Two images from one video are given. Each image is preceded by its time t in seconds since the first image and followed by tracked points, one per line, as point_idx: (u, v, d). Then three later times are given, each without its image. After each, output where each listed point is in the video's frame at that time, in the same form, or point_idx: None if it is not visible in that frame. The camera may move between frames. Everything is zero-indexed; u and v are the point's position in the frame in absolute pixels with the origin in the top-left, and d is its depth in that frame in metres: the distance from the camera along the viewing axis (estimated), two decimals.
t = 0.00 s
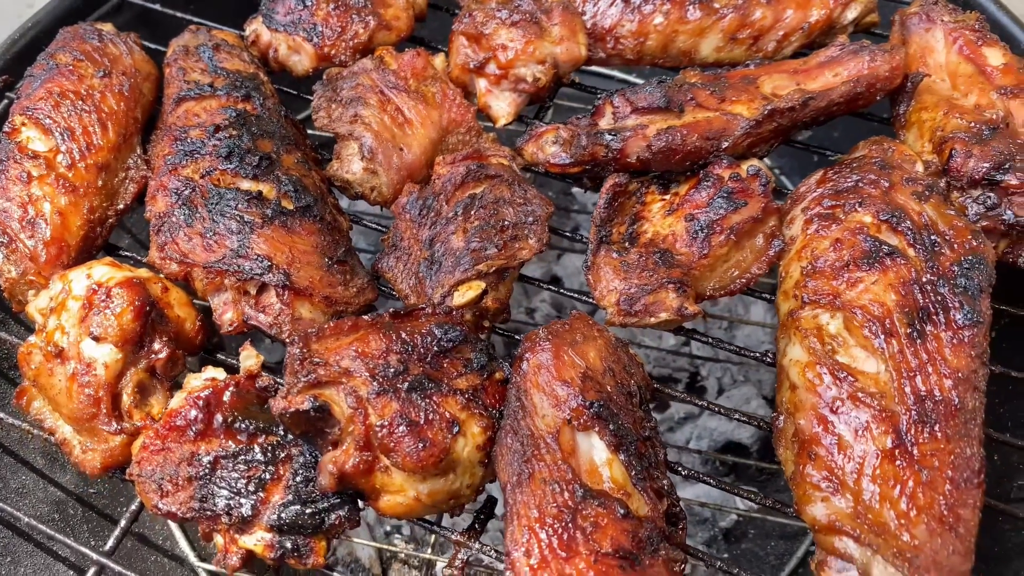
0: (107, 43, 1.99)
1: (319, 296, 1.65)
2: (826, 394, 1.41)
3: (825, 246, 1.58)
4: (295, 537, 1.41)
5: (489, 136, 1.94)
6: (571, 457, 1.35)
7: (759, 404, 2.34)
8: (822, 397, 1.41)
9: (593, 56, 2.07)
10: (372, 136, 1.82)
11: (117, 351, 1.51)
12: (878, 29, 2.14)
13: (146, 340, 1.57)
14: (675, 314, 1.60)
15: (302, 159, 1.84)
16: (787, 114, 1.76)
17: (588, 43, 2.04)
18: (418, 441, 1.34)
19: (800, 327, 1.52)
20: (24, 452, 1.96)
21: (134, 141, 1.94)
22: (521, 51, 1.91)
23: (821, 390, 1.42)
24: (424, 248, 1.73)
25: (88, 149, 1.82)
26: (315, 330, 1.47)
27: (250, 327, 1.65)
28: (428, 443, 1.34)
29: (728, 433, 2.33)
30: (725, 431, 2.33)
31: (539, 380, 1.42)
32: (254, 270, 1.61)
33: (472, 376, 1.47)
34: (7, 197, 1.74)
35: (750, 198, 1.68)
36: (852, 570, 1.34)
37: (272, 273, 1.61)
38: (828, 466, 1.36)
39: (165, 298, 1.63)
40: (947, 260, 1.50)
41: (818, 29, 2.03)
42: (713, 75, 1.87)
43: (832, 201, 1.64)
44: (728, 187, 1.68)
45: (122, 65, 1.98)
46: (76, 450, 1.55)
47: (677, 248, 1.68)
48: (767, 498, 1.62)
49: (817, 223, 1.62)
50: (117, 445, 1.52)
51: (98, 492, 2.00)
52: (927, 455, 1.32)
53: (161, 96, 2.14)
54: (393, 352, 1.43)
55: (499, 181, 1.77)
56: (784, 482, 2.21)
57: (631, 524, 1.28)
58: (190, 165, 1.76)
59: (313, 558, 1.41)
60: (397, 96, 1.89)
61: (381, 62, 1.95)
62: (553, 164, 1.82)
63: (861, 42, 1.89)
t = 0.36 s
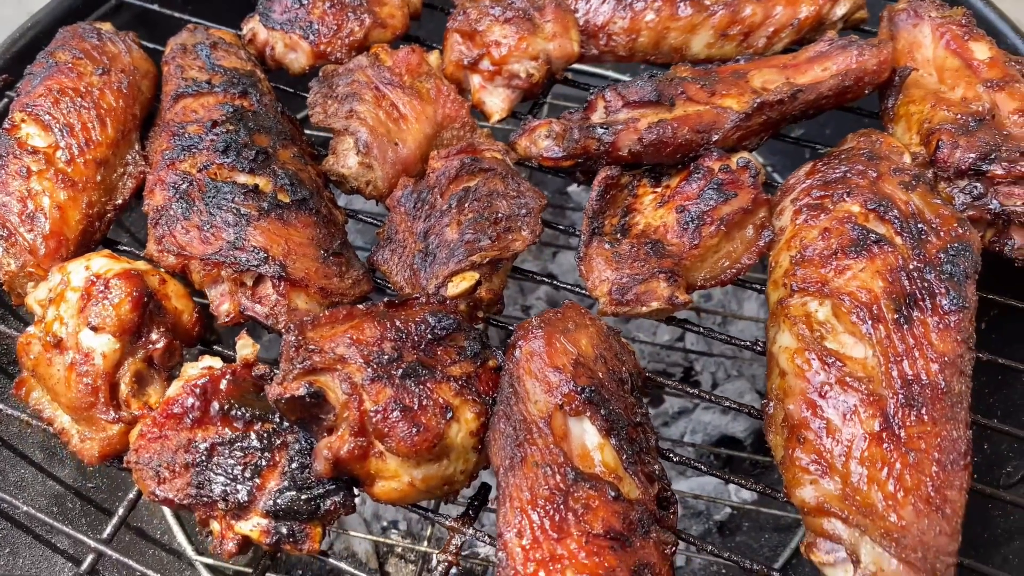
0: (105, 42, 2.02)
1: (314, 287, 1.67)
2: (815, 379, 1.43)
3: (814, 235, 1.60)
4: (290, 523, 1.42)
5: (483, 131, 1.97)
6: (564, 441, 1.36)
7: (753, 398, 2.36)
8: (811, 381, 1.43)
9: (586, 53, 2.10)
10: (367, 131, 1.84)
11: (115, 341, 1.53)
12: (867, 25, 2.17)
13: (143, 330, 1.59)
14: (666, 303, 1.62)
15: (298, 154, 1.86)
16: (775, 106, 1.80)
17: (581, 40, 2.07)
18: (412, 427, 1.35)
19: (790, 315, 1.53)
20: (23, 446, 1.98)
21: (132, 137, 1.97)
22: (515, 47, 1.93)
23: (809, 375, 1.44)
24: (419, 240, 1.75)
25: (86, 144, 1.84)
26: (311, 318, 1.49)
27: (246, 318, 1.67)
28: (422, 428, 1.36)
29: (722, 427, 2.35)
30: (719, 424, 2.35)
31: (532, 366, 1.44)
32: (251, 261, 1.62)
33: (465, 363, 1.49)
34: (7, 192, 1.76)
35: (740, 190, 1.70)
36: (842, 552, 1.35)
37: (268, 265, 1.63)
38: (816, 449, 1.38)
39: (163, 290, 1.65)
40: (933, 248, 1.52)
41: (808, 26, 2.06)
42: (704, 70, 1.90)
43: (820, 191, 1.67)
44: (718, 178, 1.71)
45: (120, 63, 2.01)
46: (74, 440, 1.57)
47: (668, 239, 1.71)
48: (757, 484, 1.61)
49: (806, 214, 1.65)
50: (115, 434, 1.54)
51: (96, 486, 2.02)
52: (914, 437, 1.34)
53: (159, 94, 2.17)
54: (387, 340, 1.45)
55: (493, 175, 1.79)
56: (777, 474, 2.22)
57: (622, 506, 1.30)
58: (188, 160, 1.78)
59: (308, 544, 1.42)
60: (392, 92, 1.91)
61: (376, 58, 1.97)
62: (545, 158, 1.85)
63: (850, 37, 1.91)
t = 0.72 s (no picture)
0: (109, 42, 2.05)
1: (315, 279, 1.70)
2: (806, 365, 1.46)
3: (805, 227, 1.63)
4: (292, 509, 1.45)
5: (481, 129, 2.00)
6: (560, 426, 1.39)
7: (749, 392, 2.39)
8: (802, 368, 1.46)
9: (582, 52, 2.13)
10: (367, 128, 1.87)
11: (120, 332, 1.56)
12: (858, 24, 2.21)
13: (147, 322, 1.62)
14: (661, 294, 1.65)
15: (299, 150, 1.90)
16: (767, 102, 1.83)
17: (577, 39, 2.10)
18: (412, 412, 1.38)
19: (782, 304, 1.56)
20: (27, 440, 2.00)
21: (136, 135, 2.00)
22: (512, 46, 1.97)
23: (801, 361, 1.47)
24: (418, 234, 1.78)
25: (91, 142, 1.87)
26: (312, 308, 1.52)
27: (249, 310, 1.70)
28: (421, 414, 1.39)
29: (718, 422, 2.38)
30: (715, 419, 2.37)
31: (529, 354, 1.47)
32: (253, 254, 1.65)
33: (464, 352, 1.52)
34: (13, 188, 1.79)
35: (733, 183, 1.73)
36: (833, 532, 1.36)
37: (270, 258, 1.65)
38: (808, 433, 1.41)
39: (167, 283, 1.68)
40: (922, 237, 1.55)
41: (799, 25, 2.10)
42: (697, 67, 1.93)
43: (812, 183, 1.70)
44: (712, 172, 1.74)
45: (124, 62, 2.04)
46: (80, 429, 1.60)
47: (663, 232, 1.74)
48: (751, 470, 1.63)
49: (797, 206, 1.68)
50: (120, 423, 1.57)
51: (100, 480, 2.04)
52: (903, 421, 1.37)
53: (162, 93, 2.20)
54: (387, 329, 1.47)
55: (491, 170, 1.83)
56: (772, 468, 2.25)
57: (618, 489, 1.32)
58: (191, 156, 1.81)
59: (310, 530, 1.45)
60: (391, 90, 1.94)
61: (376, 58, 2.01)
62: (542, 154, 1.88)
63: (840, 35, 1.95)
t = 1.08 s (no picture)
0: (113, 38, 2.08)
1: (316, 266, 1.72)
2: (798, 344, 1.48)
3: (796, 212, 1.66)
4: (294, 488, 1.47)
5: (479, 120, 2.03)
6: (557, 404, 1.42)
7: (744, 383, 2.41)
8: (794, 347, 1.49)
9: (578, 46, 2.16)
10: (366, 119, 1.90)
11: (124, 317, 1.59)
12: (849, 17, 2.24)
13: (151, 308, 1.65)
14: (655, 278, 1.69)
15: (300, 141, 1.93)
16: (760, 91, 1.86)
17: (572, 34, 2.14)
18: (412, 391, 1.41)
19: (774, 287, 1.59)
20: (31, 430, 2.03)
21: (139, 128, 2.04)
22: (508, 39, 2.00)
23: (793, 341, 1.49)
24: (417, 222, 1.81)
25: (95, 134, 1.90)
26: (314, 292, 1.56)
27: (251, 297, 1.73)
28: (421, 392, 1.41)
29: (714, 412, 2.40)
30: (711, 409, 2.40)
31: (526, 336, 1.50)
32: (255, 241, 1.68)
33: (462, 334, 1.54)
34: (18, 179, 1.82)
35: (726, 170, 1.77)
36: (825, 507, 1.39)
37: (271, 245, 1.68)
38: (800, 411, 1.43)
39: (170, 271, 1.71)
40: (911, 220, 1.58)
41: (791, 18, 2.13)
42: (690, 59, 1.96)
43: (803, 170, 1.73)
44: (705, 160, 1.78)
45: (127, 57, 2.07)
46: (85, 413, 1.63)
47: (657, 219, 1.77)
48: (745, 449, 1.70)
49: (789, 192, 1.71)
50: (124, 406, 1.61)
51: (103, 470, 2.05)
52: (893, 397, 1.40)
53: (164, 88, 2.23)
54: (387, 311, 1.50)
55: (488, 160, 1.86)
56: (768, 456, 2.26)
57: (613, 464, 1.35)
58: (193, 147, 1.85)
59: (311, 509, 1.47)
60: (390, 82, 1.98)
61: (375, 51, 2.04)
62: (538, 144, 1.92)
63: (831, 27, 1.98)
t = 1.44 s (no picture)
0: (110, 33, 2.10)
1: (311, 255, 1.73)
2: (788, 328, 1.50)
3: (786, 199, 1.68)
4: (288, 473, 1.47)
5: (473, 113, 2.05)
6: (549, 387, 1.45)
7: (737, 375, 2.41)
8: (784, 331, 1.50)
9: (571, 41, 2.18)
10: (361, 111, 1.92)
11: (121, 305, 1.60)
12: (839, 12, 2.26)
13: (147, 296, 1.66)
14: (647, 265, 1.70)
15: (296, 134, 1.95)
16: (749, 82, 1.89)
17: (565, 28, 2.15)
18: (405, 374, 1.42)
19: (765, 272, 1.61)
20: (28, 422, 2.04)
21: (136, 122, 2.05)
22: (502, 33, 2.02)
23: (783, 325, 1.51)
24: (411, 212, 1.82)
25: (92, 127, 1.92)
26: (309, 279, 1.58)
27: (246, 286, 1.75)
28: (414, 375, 1.43)
29: (708, 404, 2.39)
30: (705, 401, 2.39)
31: (519, 321, 1.52)
32: (250, 230, 1.69)
33: (456, 320, 1.56)
34: (15, 170, 1.84)
35: (717, 159, 1.78)
36: (816, 486, 1.40)
37: (266, 234, 1.69)
38: (790, 392, 1.45)
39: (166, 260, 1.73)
40: (900, 205, 1.60)
41: (782, 12, 2.15)
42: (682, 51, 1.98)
43: (793, 158, 1.75)
44: (696, 149, 1.79)
45: (125, 52, 2.09)
46: (81, 400, 1.65)
47: (649, 208, 1.79)
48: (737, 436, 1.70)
49: (779, 179, 1.73)
50: (120, 392, 1.62)
51: (101, 464, 2.06)
52: (882, 378, 1.41)
53: (161, 83, 2.25)
54: (381, 296, 1.52)
55: (482, 151, 1.87)
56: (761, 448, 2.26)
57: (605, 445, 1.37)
58: (190, 139, 1.86)
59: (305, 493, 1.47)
60: (385, 75, 1.99)
61: (370, 45, 2.06)
62: (532, 136, 1.94)
63: (821, 19, 2.00)
